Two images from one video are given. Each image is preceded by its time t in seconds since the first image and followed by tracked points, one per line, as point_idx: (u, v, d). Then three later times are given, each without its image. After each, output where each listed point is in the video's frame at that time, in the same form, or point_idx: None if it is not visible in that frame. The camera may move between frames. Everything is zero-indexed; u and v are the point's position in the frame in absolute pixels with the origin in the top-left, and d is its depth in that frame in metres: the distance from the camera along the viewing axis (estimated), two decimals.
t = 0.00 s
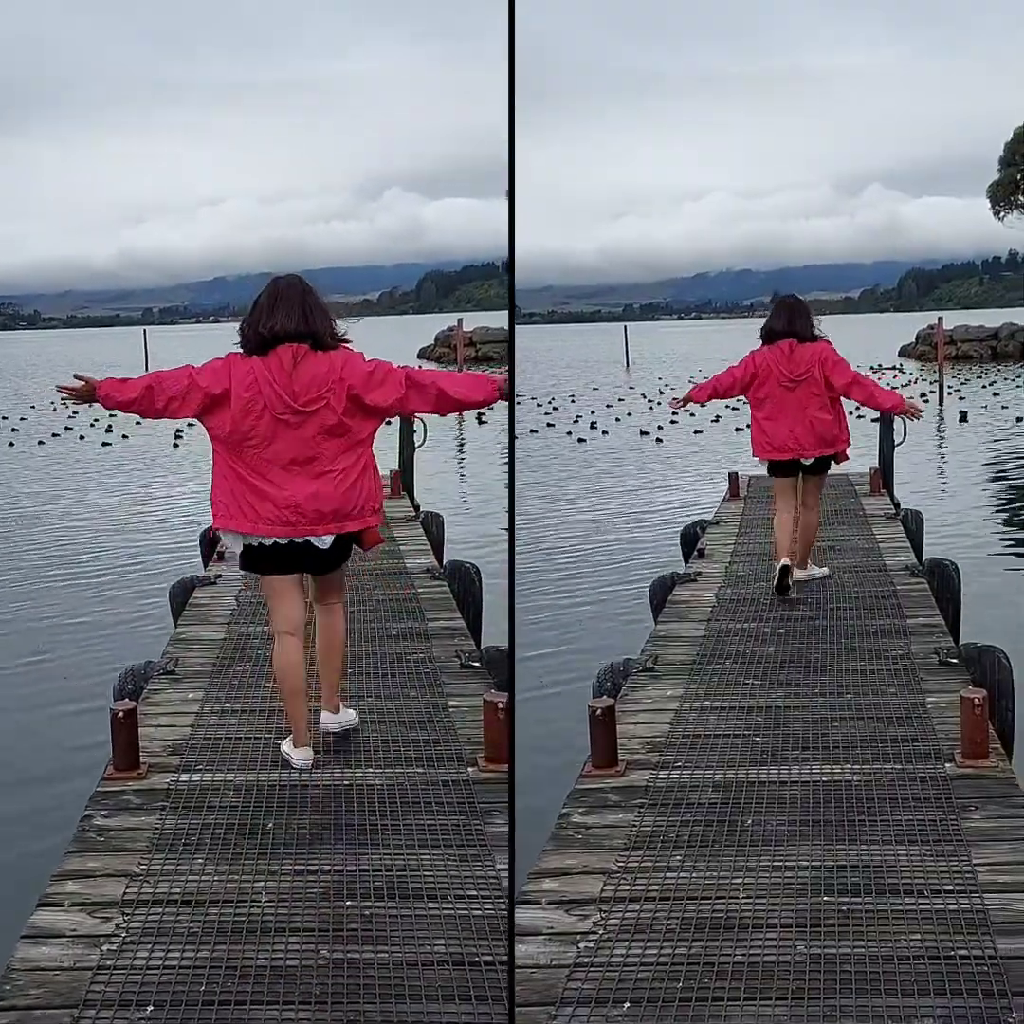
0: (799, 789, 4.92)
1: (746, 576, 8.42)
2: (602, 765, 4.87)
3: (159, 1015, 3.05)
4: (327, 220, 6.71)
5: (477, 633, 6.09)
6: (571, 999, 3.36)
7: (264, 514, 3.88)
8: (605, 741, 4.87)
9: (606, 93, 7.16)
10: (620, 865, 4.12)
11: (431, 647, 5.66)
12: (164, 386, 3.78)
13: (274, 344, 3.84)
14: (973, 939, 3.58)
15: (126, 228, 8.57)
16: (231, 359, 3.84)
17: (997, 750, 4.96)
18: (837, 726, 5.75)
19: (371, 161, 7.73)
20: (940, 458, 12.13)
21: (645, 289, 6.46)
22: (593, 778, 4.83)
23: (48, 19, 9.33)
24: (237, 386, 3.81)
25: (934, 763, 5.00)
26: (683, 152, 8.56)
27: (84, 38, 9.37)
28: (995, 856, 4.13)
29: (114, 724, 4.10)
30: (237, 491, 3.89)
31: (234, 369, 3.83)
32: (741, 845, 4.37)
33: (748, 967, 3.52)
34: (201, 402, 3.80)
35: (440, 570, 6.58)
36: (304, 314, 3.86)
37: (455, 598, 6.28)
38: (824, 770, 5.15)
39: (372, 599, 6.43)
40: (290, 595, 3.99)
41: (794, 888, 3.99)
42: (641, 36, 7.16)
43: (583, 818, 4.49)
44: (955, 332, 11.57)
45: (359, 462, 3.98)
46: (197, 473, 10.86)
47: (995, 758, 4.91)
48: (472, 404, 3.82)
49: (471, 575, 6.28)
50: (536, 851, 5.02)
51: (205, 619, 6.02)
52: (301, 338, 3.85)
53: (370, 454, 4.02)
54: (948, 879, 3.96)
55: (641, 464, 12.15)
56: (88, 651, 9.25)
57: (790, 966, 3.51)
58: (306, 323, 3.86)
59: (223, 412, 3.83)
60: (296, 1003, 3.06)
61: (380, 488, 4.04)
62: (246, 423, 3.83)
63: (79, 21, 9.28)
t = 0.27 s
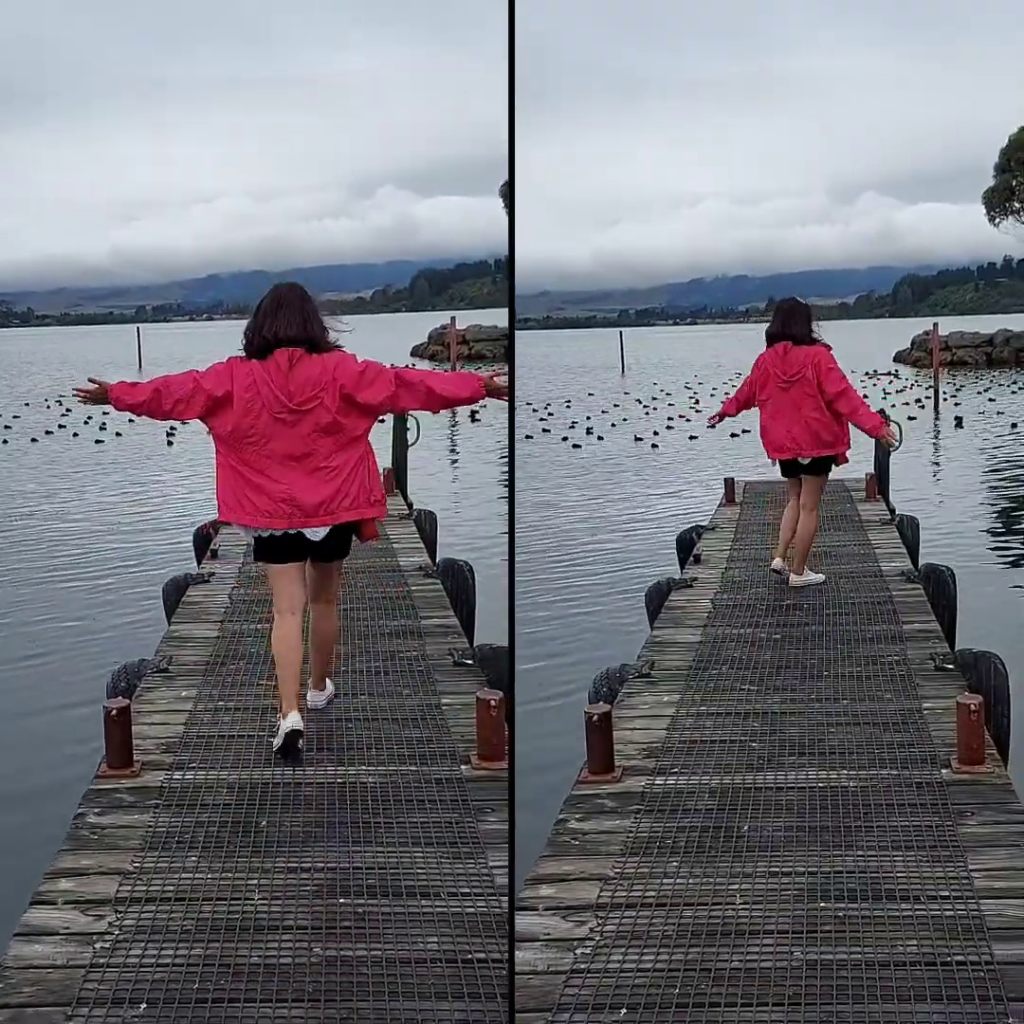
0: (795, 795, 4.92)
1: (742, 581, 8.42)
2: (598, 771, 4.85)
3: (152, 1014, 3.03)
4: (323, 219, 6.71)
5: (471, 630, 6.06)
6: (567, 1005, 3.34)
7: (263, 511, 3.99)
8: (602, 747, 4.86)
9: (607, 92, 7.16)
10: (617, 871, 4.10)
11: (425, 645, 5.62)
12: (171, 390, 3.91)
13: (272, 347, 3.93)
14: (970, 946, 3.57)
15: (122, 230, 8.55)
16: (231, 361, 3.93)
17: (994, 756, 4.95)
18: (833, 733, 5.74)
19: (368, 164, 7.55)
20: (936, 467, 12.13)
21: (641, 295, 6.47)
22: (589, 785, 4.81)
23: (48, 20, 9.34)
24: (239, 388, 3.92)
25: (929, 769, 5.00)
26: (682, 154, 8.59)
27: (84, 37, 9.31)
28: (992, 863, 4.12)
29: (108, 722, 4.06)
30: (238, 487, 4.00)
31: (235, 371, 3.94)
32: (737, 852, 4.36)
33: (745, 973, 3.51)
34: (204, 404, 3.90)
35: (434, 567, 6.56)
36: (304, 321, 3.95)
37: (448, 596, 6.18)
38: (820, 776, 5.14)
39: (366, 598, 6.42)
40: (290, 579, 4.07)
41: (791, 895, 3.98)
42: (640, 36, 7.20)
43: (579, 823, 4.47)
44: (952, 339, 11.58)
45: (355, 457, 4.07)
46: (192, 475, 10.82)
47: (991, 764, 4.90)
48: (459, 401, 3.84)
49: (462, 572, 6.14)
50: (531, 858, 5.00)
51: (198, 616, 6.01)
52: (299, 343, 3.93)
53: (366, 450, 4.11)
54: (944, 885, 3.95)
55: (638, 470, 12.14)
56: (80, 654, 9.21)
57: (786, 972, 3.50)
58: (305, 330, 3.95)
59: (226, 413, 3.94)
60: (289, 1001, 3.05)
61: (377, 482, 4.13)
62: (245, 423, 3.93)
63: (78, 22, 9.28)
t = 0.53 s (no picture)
0: (792, 800, 4.91)
1: (738, 586, 8.43)
2: (595, 776, 4.83)
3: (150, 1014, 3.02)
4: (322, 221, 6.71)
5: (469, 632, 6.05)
6: (565, 1010, 3.33)
7: (280, 491, 4.38)
8: (598, 752, 4.83)
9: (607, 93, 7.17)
10: (614, 877, 4.08)
11: (423, 646, 5.61)
12: (192, 384, 4.27)
13: (280, 337, 4.35)
14: (967, 950, 3.56)
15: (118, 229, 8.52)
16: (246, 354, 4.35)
17: (990, 761, 4.94)
18: (830, 738, 5.73)
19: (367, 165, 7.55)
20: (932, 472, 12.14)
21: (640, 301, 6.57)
22: (586, 790, 4.78)
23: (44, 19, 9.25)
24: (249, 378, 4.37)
25: (926, 775, 4.98)
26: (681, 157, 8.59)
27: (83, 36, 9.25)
28: (989, 868, 4.11)
29: (104, 723, 4.01)
30: (256, 471, 4.38)
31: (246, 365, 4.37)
32: (735, 858, 4.35)
33: (743, 979, 3.51)
34: (223, 395, 4.30)
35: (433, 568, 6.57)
36: (305, 310, 4.36)
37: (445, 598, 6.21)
38: (817, 781, 5.13)
39: (363, 598, 6.42)
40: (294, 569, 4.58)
41: (787, 901, 3.97)
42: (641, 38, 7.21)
43: (576, 828, 4.45)
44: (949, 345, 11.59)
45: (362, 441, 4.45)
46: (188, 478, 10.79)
47: (987, 770, 4.89)
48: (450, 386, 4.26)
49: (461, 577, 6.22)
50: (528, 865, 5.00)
51: (196, 618, 6.01)
52: (304, 331, 4.35)
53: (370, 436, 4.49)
54: (942, 890, 3.94)
55: (635, 474, 12.13)
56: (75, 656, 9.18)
57: (783, 978, 3.50)
58: (307, 318, 4.37)
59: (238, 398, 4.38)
60: (286, 1002, 3.04)
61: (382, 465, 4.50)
62: (261, 410, 4.35)
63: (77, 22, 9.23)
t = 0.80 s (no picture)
0: (784, 806, 4.90)
1: (731, 592, 8.42)
2: (586, 782, 4.81)
3: (145, 1015, 3.00)
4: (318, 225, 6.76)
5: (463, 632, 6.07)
6: (558, 1016, 3.32)
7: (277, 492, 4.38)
8: (589, 759, 4.82)
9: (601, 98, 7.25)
10: (606, 883, 4.07)
11: (418, 644, 5.57)
12: (190, 389, 4.25)
13: (277, 345, 4.36)
14: (960, 957, 3.56)
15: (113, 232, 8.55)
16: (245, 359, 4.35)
17: (982, 768, 4.94)
18: (822, 744, 5.72)
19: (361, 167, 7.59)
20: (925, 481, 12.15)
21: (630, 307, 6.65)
22: (578, 797, 4.77)
23: (47, 23, 9.80)
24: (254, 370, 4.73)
25: (918, 782, 4.97)
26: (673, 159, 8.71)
27: (83, 35, 9.76)
28: (981, 874, 4.09)
29: (100, 724, 3.96)
30: (254, 471, 4.39)
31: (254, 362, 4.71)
32: (726, 865, 4.34)
33: (735, 987, 3.48)
34: (222, 398, 4.30)
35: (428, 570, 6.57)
36: (300, 317, 4.39)
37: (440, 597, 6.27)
38: (810, 785, 5.13)
39: (358, 599, 6.40)
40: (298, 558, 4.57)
41: (778, 908, 3.95)
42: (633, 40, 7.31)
43: (568, 835, 4.43)
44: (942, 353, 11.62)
45: (358, 442, 4.46)
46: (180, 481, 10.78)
47: (979, 777, 4.88)
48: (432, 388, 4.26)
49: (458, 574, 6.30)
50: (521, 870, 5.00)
51: (190, 618, 5.98)
52: (300, 338, 4.37)
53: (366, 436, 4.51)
54: (934, 897, 3.92)
55: (628, 481, 12.14)
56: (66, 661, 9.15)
57: (775, 985, 3.48)
58: (303, 325, 4.39)
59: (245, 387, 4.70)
60: (281, 1002, 3.02)
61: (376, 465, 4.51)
62: (259, 413, 4.35)
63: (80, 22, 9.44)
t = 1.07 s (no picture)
0: (774, 813, 4.87)
1: (724, 597, 8.42)
2: (579, 788, 4.84)
3: (144, 1014, 2.99)
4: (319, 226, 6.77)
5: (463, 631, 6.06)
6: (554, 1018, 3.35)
7: (271, 480, 4.42)
8: (581, 765, 4.86)
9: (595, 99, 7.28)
10: (599, 889, 4.09)
11: (418, 645, 5.54)
12: (189, 382, 4.26)
13: (273, 339, 4.39)
14: (950, 964, 3.58)
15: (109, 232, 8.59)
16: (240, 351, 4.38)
17: (975, 773, 4.95)
18: (810, 750, 5.71)
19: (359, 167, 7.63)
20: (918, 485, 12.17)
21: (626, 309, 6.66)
22: (570, 802, 4.78)
23: (47, 21, 9.85)
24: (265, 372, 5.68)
25: (910, 786, 5.00)
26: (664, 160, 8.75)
27: (82, 35, 9.82)
28: (972, 880, 4.09)
29: (100, 723, 3.96)
30: (248, 461, 4.42)
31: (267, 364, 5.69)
32: (720, 869, 4.31)
33: (726, 993, 3.49)
34: (219, 390, 4.32)
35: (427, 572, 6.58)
36: (295, 313, 4.41)
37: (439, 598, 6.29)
38: (800, 793, 5.11)
39: (357, 599, 6.36)
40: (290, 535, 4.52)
41: (771, 913, 3.94)
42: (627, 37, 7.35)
43: (560, 840, 4.46)
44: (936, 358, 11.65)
45: (348, 432, 4.52)
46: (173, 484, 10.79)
47: (970, 780, 4.88)
48: (420, 387, 4.33)
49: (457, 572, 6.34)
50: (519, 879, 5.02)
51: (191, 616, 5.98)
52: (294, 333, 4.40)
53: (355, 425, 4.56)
54: (925, 903, 3.93)
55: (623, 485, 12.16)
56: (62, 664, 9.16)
57: (767, 991, 3.49)
58: (298, 322, 4.41)
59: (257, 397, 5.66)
60: (281, 1001, 3.02)
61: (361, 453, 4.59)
62: (253, 405, 4.39)
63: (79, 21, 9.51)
